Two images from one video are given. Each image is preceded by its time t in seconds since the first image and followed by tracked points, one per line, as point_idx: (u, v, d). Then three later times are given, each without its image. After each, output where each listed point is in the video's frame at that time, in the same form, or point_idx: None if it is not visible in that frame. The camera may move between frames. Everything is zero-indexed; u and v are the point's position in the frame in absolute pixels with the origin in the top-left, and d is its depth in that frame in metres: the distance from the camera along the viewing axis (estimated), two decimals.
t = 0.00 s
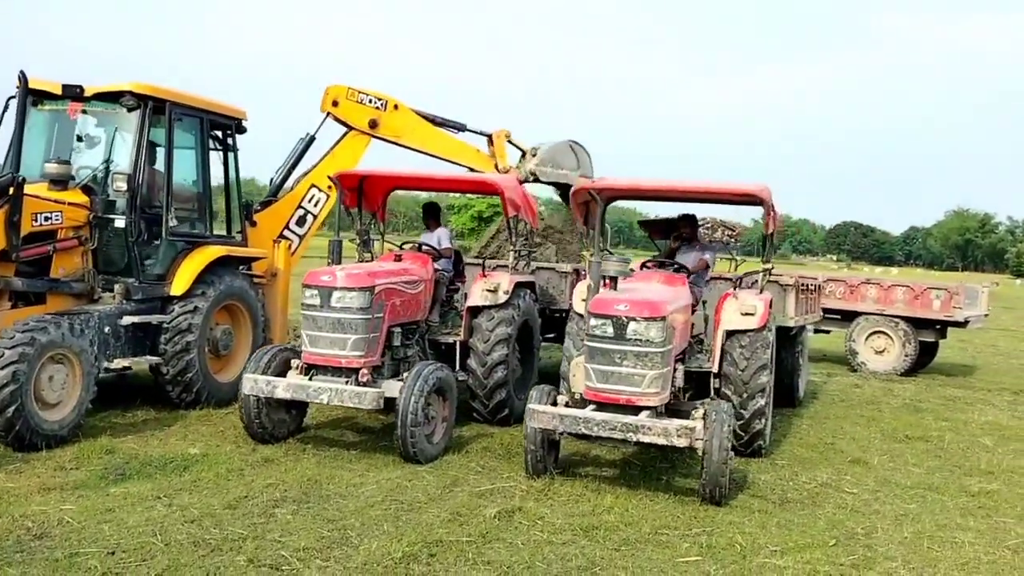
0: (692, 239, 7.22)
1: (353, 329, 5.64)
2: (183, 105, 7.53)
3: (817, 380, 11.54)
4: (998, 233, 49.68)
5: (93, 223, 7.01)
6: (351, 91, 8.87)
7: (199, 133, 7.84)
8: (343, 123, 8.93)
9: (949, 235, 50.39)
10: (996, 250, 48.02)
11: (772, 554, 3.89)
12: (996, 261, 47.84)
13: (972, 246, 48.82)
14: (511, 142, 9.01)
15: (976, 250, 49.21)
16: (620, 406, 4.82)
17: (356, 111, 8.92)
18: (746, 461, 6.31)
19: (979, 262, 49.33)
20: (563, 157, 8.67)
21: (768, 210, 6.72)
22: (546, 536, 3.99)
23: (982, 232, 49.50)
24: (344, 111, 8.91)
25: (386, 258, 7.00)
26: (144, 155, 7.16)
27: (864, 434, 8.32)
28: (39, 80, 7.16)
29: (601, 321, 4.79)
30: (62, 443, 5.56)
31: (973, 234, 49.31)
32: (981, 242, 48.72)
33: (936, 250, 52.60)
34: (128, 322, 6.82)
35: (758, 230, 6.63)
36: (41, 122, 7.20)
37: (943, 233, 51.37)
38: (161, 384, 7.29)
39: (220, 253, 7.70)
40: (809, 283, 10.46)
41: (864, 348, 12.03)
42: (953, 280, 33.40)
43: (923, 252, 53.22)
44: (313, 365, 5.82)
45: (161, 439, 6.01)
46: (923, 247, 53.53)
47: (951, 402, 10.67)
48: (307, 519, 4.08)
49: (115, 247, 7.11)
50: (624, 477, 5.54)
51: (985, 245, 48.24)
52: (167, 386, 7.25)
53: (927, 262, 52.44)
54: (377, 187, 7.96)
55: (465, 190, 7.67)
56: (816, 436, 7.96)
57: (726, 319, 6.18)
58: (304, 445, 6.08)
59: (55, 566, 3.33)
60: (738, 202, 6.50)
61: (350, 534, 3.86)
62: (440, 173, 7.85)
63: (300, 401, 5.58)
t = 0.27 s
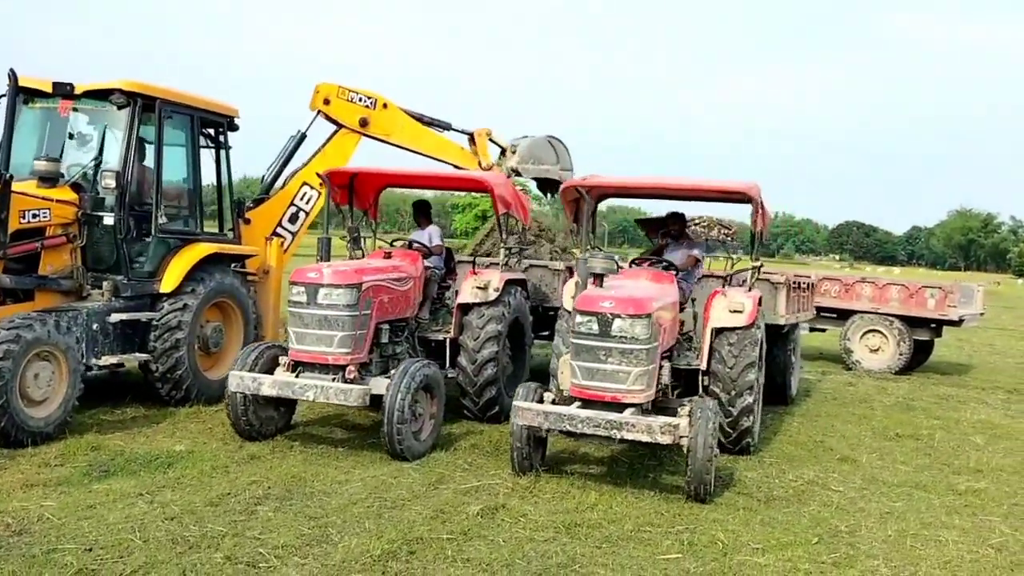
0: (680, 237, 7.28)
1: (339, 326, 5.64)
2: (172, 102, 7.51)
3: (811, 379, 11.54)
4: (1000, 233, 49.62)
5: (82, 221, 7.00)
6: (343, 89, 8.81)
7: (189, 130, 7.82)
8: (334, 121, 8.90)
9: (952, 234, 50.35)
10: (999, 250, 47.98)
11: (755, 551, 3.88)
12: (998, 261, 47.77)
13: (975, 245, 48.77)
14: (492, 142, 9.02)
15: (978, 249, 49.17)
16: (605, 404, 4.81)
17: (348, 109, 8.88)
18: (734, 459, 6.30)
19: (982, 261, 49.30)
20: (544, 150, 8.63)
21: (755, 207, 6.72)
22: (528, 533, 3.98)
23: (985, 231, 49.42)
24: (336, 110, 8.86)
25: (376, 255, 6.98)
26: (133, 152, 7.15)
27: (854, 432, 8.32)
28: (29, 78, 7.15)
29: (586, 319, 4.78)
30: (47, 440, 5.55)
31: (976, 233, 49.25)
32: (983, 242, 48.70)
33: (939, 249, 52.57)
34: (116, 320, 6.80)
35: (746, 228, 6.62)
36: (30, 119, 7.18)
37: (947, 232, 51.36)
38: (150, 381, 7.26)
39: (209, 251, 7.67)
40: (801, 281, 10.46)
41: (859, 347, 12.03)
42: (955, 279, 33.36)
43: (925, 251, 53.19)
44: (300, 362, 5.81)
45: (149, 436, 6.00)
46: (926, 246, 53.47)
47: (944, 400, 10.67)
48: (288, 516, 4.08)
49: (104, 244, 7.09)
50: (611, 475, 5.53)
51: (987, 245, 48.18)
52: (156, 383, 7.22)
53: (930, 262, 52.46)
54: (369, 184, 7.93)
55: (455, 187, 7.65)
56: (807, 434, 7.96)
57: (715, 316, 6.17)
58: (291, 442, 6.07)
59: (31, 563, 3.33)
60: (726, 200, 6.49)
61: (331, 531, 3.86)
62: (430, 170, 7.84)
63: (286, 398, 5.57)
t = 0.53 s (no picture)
0: (673, 237, 7.28)
1: (330, 325, 5.61)
2: (165, 101, 7.48)
3: (810, 379, 11.50)
4: (1005, 233, 49.51)
5: (73, 219, 6.98)
6: (333, 92, 8.77)
7: (183, 129, 7.79)
8: (322, 123, 8.88)
9: (958, 234, 50.25)
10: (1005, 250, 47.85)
11: (741, 551, 3.85)
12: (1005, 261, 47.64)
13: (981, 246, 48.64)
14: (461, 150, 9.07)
15: (984, 249, 49.02)
16: (595, 403, 4.78)
17: (337, 112, 8.87)
18: (727, 458, 6.27)
19: (988, 261, 49.20)
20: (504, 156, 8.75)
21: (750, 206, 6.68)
22: (514, 533, 3.95)
23: (990, 231, 49.31)
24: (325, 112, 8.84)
25: (369, 254, 6.94)
26: (125, 151, 7.12)
27: (850, 432, 8.29)
28: (22, 77, 7.12)
29: (576, 318, 4.75)
30: (36, 440, 5.53)
31: (981, 233, 49.10)
32: (989, 242, 48.57)
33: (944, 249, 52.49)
34: (108, 319, 6.78)
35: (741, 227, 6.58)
36: (23, 118, 7.15)
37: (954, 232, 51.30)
38: (143, 381, 7.23)
39: (202, 249, 7.65)
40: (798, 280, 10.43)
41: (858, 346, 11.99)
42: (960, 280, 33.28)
43: (930, 251, 53.11)
44: (290, 362, 5.78)
45: (139, 436, 5.98)
46: (931, 246, 53.39)
47: (942, 400, 10.63)
48: (272, 517, 4.06)
49: (96, 242, 7.07)
50: (603, 474, 5.50)
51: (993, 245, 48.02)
52: (149, 382, 7.19)
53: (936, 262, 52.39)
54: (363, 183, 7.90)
55: (449, 186, 7.62)
56: (802, 434, 7.92)
57: (708, 315, 6.14)
58: (282, 442, 6.04)
59: (11, 563, 3.31)
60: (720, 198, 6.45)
61: (315, 531, 3.84)
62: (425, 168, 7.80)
63: (276, 397, 5.54)
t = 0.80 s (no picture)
0: (664, 235, 7.26)
1: (317, 323, 5.58)
2: (154, 99, 7.45)
3: (805, 377, 11.47)
4: (1008, 232, 49.40)
5: (62, 217, 6.95)
6: (315, 92, 8.96)
7: (173, 127, 7.76)
8: (303, 123, 9.02)
9: (962, 233, 50.16)
10: (1009, 249, 47.74)
11: (725, 550, 3.82)
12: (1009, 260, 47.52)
13: (984, 245, 48.53)
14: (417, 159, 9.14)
15: (988, 248, 48.92)
16: (581, 402, 4.75)
17: (316, 113, 9.04)
18: (717, 457, 6.24)
19: (992, 260, 49.11)
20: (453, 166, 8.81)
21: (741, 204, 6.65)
22: (496, 532, 3.92)
23: (994, 230, 49.21)
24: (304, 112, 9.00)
25: (359, 252, 6.89)
26: (114, 148, 7.08)
27: (844, 430, 8.25)
28: (10, 74, 7.11)
29: (562, 316, 4.72)
30: (21, 438, 5.50)
31: (985, 232, 48.98)
32: (993, 241, 48.47)
33: (946, 247, 52.41)
34: (96, 317, 6.75)
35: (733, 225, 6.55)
36: (12, 116, 7.13)
37: (959, 231, 51.21)
38: (132, 379, 7.20)
39: (192, 247, 7.61)
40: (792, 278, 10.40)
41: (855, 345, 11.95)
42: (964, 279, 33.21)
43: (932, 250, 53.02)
44: (277, 360, 5.75)
45: (126, 434, 5.95)
46: (933, 245, 53.31)
47: (938, 399, 10.60)
48: (253, 516, 4.03)
49: (84, 240, 7.04)
50: (591, 473, 5.47)
51: (998, 244, 47.89)
52: (138, 381, 7.15)
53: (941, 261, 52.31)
54: (354, 181, 7.87)
55: (439, 183, 7.59)
56: (795, 433, 7.89)
57: (698, 313, 6.10)
58: (270, 440, 6.01)
59: None
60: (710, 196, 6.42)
61: (296, 531, 3.81)
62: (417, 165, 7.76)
63: (262, 395, 5.51)
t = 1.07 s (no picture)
0: (652, 231, 7.23)
1: (300, 319, 5.55)
2: (141, 95, 7.41)
3: (800, 375, 11.44)
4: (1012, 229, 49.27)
5: (47, 213, 6.90)
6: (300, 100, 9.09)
7: (160, 123, 7.72)
8: (287, 128, 9.09)
9: (967, 231, 50.06)
10: (1013, 247, 47.61)
11: (704, 548, 3.80)
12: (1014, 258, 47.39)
13: (989, 242, 48.39)
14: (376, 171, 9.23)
15: (992, 246, 48.78)
16: (564, 398, 4.72)
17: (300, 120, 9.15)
18: (705, 454, 6.22)
19: (995, 257, 49.01)
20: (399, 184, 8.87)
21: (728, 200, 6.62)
22: (475, 530, 3.90)
23: (999, 228, 49.07)
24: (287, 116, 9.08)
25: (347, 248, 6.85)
26: (100, 144, 7.05)
27: (835, 427, 8.23)
28: None
29: (544, 312, 4.70)
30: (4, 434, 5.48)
31: (990, 230, 48.83)
32: (998, 239, 48.34)
33: (949, 245, 52.30)
34: (81, 312, 6.72)
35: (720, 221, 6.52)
36: None
37: (960, 228, 51.14)
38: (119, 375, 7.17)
39: (179, 243, 7.58)
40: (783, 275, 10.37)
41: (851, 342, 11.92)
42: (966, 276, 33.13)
43: (932, 247, 52.97)
44: (261, 356, 5.73)
45: (111, 431, 5.92)
46: (937, 242, 53.20)
47: (932, 396, 10.57)
48: (231, 513, 4.01)
49: (71, 236, 7.01)
50: (576, 470, 5.44)
51: (1003, 242, 47.74)
52: (124, 377, 7.12)
53: (943, 258, 52.23)
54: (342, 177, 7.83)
55: (427, 179, 7.56)
56: (785, 430, 7.87)
57: (685, 310, 6.08)
58: (255, 437, 5.98)
59: None
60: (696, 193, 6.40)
61: (273, 528, 3.79)
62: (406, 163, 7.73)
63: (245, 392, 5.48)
